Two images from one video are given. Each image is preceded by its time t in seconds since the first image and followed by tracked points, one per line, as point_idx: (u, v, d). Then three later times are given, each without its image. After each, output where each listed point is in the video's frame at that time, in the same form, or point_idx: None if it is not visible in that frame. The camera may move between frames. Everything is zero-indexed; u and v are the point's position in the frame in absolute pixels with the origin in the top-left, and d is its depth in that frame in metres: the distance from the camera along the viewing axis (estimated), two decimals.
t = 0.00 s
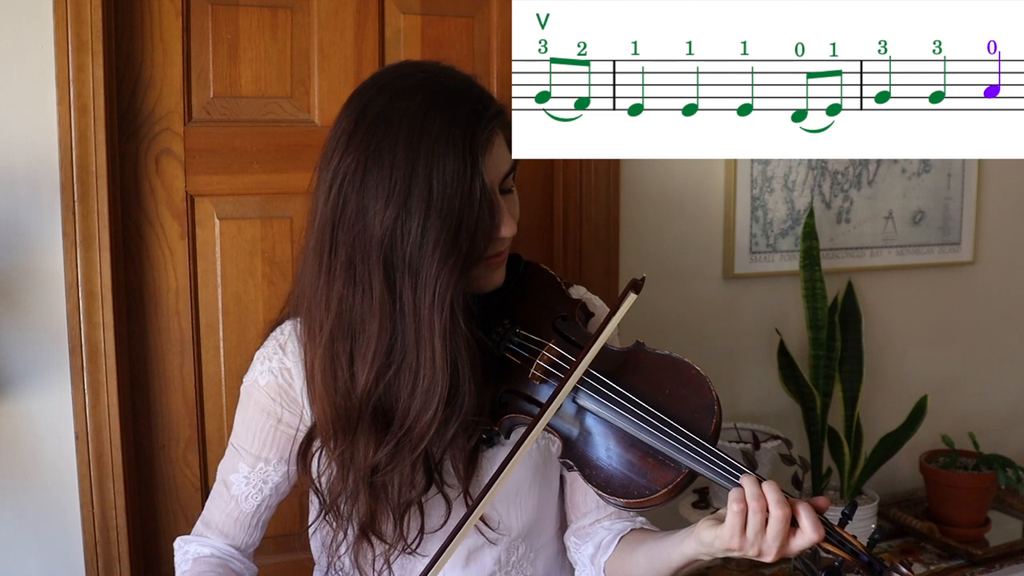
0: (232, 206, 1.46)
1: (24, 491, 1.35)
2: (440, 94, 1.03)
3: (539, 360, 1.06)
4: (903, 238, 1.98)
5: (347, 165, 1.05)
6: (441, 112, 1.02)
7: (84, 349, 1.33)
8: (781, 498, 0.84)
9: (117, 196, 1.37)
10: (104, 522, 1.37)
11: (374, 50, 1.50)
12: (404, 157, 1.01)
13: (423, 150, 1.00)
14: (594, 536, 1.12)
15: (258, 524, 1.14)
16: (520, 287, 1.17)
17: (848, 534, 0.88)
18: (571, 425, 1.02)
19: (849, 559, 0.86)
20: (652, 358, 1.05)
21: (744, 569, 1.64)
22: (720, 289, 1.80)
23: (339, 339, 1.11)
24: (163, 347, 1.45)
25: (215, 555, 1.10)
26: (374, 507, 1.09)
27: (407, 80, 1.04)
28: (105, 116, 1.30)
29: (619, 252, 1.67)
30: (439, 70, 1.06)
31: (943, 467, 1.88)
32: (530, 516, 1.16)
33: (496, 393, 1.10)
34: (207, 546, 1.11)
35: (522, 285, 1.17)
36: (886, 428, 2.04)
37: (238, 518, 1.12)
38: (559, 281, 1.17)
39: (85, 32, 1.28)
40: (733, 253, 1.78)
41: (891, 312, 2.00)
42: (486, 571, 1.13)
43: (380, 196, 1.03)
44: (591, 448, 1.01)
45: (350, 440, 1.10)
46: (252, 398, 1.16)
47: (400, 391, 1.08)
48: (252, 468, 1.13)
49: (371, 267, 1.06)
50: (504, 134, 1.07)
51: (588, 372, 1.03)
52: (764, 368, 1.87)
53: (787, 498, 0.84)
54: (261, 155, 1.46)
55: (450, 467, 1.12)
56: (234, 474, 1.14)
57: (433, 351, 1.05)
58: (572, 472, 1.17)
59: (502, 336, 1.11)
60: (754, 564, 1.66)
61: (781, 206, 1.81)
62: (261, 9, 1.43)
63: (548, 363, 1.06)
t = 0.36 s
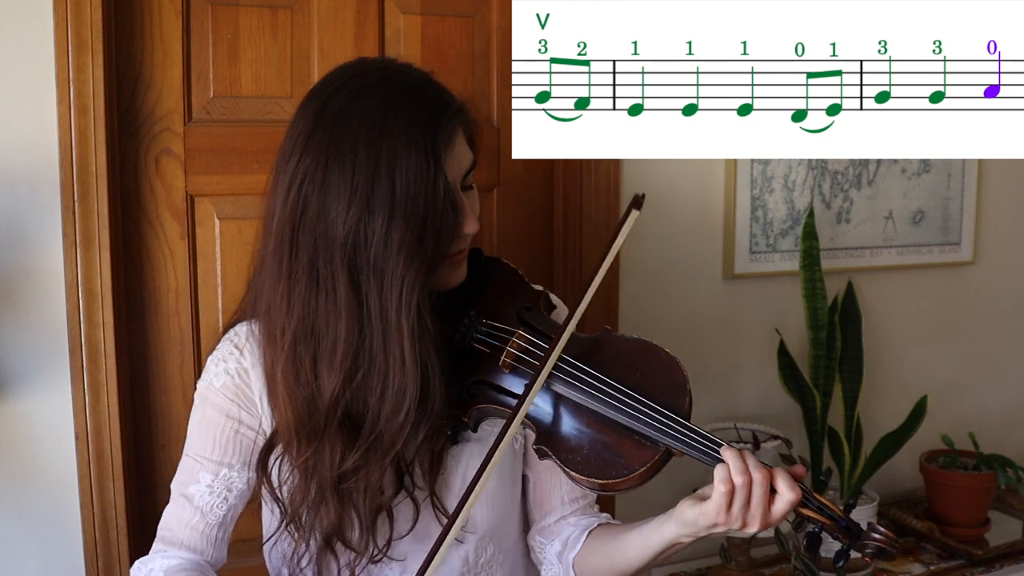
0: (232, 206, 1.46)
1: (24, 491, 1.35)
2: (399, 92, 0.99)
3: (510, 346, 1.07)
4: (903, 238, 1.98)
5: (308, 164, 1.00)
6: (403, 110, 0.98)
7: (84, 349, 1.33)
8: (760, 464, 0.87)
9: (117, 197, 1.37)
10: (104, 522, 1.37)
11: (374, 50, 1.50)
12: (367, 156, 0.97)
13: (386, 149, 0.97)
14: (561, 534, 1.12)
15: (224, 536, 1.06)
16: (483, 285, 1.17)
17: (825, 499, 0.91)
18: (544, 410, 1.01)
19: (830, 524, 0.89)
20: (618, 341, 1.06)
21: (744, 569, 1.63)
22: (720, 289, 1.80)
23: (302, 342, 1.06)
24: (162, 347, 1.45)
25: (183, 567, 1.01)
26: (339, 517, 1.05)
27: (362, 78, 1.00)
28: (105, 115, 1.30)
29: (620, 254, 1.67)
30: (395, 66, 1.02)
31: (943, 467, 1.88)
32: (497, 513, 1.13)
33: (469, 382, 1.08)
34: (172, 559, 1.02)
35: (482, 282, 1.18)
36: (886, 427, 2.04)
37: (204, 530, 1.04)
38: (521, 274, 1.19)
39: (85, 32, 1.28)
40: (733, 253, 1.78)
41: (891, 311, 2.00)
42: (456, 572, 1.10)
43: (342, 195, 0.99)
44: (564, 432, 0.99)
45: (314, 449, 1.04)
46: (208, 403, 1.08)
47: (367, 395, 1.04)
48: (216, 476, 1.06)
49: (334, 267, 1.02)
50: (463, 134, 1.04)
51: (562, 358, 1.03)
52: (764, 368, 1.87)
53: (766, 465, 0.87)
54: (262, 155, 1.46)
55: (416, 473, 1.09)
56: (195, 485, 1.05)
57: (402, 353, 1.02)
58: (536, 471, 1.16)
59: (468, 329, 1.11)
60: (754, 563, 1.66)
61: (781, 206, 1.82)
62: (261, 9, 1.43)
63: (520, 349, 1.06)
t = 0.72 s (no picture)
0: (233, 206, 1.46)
1: (24, 491, 1.34)
2: (359, 96, 1.01)
3: (476, 341, 1.09)
4: (902, 238, 1.98)
5: (267, 164, 1.02)
6: (361, 109, 1.00)
7: (84, 349, 1.33)
8: (740, 458, 0.88)
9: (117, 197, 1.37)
10: (104, 522, 1.37)
11: (375, 50, 1.50)
12: (325, 156, 0.99)
13: (345, 149, 0.99)
14: (532, 532, 1.14)
15: (203, 545, 1.09)
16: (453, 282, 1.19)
17: (795, 486, 0.98)
18: (512, 403, 1.02)
19: (800, 509, 0.96)
20: (585, 333, 1.08)
21: (744, 569, 1.63)
22: (720, 289, 1.80)
23: (260, 342, 1.07)
24: (162, 347, 1.45)
25: None
26: (296, 517, 1.06)
27: (322, 79, 1.02)
28: (105, 115, 1.30)
29: (620, 252, 1.67)
30: (356, 68, 1.04)
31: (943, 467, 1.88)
32: (467, 510, 1.13)
33: (433, 377, 1.09)
34: (155, 568, 1.04)
35: (448, 279, 1.19)
36: (886, 427, 2.04)
37: (185, 540, 1.06)
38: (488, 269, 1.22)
39: (85, 32, 1.28)
40: (733, 253, 1.78)
41: (890, 311, 2.00)
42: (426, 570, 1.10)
43: (300, 194, 1.01)
44: (533, 425, 1.00)
45: (271, 448, 1.06)
46: (176, 410, 1.11)
47: (325, 395, 1.07)
48: (192, 483, 1.09)
49: (292, 267, 1.04)
50: (423, 128, 1.07)
51: (527, 350, 1.05)
52: (764, 367, 1.87)
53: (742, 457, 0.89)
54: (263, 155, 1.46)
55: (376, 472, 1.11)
56: (172, 494, 1.08)
57: (360, 351, 1.04)
58: (507, 469, 1.18)
59: (434, 324, 1.13)
60: (754, 563, 1.65)
61: (781, 206, 1.82)
62: (261, 9, 1.43)
63: (485, 343, 1.09)
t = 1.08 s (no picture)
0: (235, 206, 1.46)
1: (25, 491, 1.34)
2: (348, 98, 1.01)
3: (450, 341, 1.08)
4: (903, 238, 1.98)
5: (237, 171, 1.03)
6: (326, 115, 0.99)
7: (84, 349, 1.33)
8: (700, 470, 0.86)
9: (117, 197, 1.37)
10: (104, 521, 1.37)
11: (375, 50, 1.50)
12: (288, 164, 0.99)
13: (306, 156, 0.99)
14: (519, 537, 1.11)
15: (163, 531, 1.09)
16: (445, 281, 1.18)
17: (766, 503, 0.91)
18: (484, 404, 1.02)
19: (770, 530, 0.89)
20: (567, 337, 1.07)
21: (744, 569, 1.63)
22: (720, 289, 1.80)
23: (229, 345, 1.08)
24: (162, 347, 1.45)
25: (114, 560, 1.04)
26: (261, 522, 1.07)
27: (291, 83, 1.01)
28: (105, 115, 1.30)
29: (620, 250, 1.67)
30: (329, 70, 1.03)
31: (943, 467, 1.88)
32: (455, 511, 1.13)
33: (412, 376, 1.08)
34: (105, 549, 1.04)
35: (436, 280, 1.18)
36: (886, 427, 2.04)
37: (142, 521, 1.07)
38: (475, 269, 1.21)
39: (85, 32, 1.28)
40: (733, 253, 1.78)
41: (890, 311, 2.00)
42: (407, 571, 1.09)
43: (265, 202, 1.01)
44: (504, 427, 1.00)
45: (238, 452, 1.07)
46: (164, 396, 1.12)
47: (287, 400, 1.06)
48: (160, 468, 1.09)
49: (258, 272, 1.04)
50: (397, 129, 1.05)
51: (498, 348, 1.04)
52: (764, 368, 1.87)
53: (704, 470, 0.87)
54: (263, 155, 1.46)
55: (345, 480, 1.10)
56: (140, 474, 1.09)
57: (318, 359, 1.03)
58: (497, 473, 1.17)
59: (415, 321, 1.12)
60: (754, 563, 1.65)
61: (781, 206, 1.82)
62: (261, 9, 1.43)
63: (460, 343, 1.08)
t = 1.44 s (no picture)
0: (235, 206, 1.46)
1: (25, 490, 1.34)
2: (346, 107, 1.01)
3: (465, 336, 1.07)
4: (903, 238, 1.98)
5: (236, 182, 1.04)
6: (321, 126, 0.99)
7: (84, 350, 1.33)
8: (718, 465, 0.84)
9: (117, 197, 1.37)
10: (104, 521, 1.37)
11: (375, 51, 1.50)
12: (282, 174, 1.00)
13: (300, 165, 0.99)
14: (542, 533, 1.11)
15: (162, 519, 1.10)
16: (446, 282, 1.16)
17: (786, 487, 0.90)
18: (501, 398, 1.02)
19: (789, 514, 0.88)
20: (584, 329, 1.04)
21: (743, 569, 1.63)
22: (720, 289, 1.80)
23: (225, 351, 1.10)
24: (163, 347, 1.45)
25: (110, 541, 1.04)
26: (251, 524, 1.09)
27: (290, 92, 1.01)
28: (105, 115, 1.30)
29: (620, 251, 1.67)
30: (327, 77, 1.03)
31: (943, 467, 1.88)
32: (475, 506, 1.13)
33: (426, 374, 1.07)
34: (103, 529, 1.05)
35: (447, 278, 1.17)
36: (886, 427, 2.04)
37: (142, 506, 1.08)
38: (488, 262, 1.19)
39: (85, 32, 1.28)
40: (733, 252, 1.78)
41: (890, 311, 2.00)
42: (428, 566, 1.09)
43: (261, 212, 1.02)
44: (521, 421, 0.99)
45: (232, 454, 1.09)
46: (175, 387, 1.15)
47: (276, 407, 1.07)
48: (165, 456, 1.10)
49: (252, 280, 1.05)
50: (397, 133, 1.05)
51: (514, 342, 1.03)
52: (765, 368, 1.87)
53: (723, 464, 0.84)
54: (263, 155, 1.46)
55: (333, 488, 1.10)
56: (145, 460, 1.10)
57: (301, 369, 1.04)
58: (514, 466, 1.17)
59: (428, 319, 1.11)
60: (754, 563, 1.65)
61: (781, 206, 1.82)
62: (261, 9, 1.43)
63: (476, 338, 1.07)
